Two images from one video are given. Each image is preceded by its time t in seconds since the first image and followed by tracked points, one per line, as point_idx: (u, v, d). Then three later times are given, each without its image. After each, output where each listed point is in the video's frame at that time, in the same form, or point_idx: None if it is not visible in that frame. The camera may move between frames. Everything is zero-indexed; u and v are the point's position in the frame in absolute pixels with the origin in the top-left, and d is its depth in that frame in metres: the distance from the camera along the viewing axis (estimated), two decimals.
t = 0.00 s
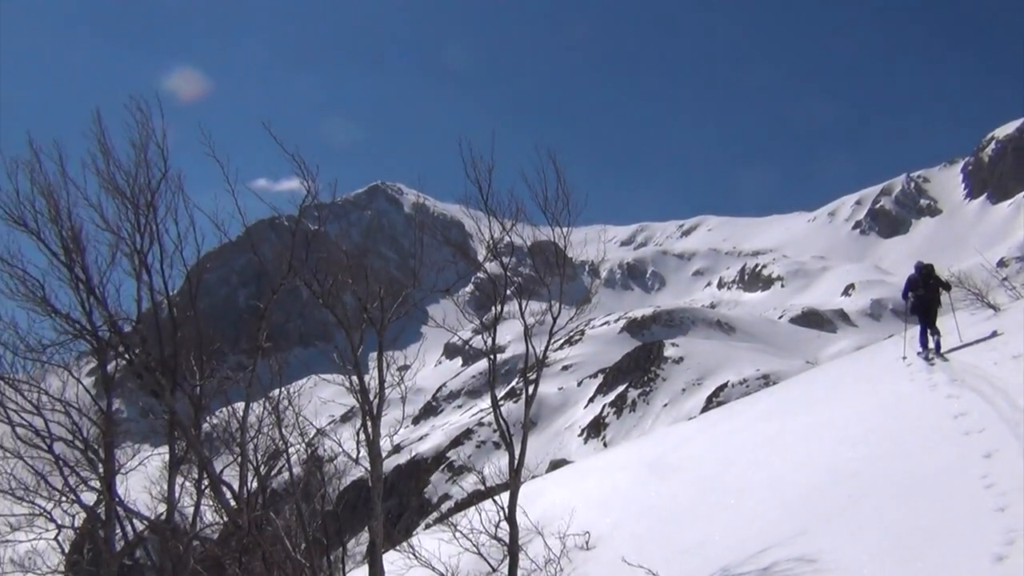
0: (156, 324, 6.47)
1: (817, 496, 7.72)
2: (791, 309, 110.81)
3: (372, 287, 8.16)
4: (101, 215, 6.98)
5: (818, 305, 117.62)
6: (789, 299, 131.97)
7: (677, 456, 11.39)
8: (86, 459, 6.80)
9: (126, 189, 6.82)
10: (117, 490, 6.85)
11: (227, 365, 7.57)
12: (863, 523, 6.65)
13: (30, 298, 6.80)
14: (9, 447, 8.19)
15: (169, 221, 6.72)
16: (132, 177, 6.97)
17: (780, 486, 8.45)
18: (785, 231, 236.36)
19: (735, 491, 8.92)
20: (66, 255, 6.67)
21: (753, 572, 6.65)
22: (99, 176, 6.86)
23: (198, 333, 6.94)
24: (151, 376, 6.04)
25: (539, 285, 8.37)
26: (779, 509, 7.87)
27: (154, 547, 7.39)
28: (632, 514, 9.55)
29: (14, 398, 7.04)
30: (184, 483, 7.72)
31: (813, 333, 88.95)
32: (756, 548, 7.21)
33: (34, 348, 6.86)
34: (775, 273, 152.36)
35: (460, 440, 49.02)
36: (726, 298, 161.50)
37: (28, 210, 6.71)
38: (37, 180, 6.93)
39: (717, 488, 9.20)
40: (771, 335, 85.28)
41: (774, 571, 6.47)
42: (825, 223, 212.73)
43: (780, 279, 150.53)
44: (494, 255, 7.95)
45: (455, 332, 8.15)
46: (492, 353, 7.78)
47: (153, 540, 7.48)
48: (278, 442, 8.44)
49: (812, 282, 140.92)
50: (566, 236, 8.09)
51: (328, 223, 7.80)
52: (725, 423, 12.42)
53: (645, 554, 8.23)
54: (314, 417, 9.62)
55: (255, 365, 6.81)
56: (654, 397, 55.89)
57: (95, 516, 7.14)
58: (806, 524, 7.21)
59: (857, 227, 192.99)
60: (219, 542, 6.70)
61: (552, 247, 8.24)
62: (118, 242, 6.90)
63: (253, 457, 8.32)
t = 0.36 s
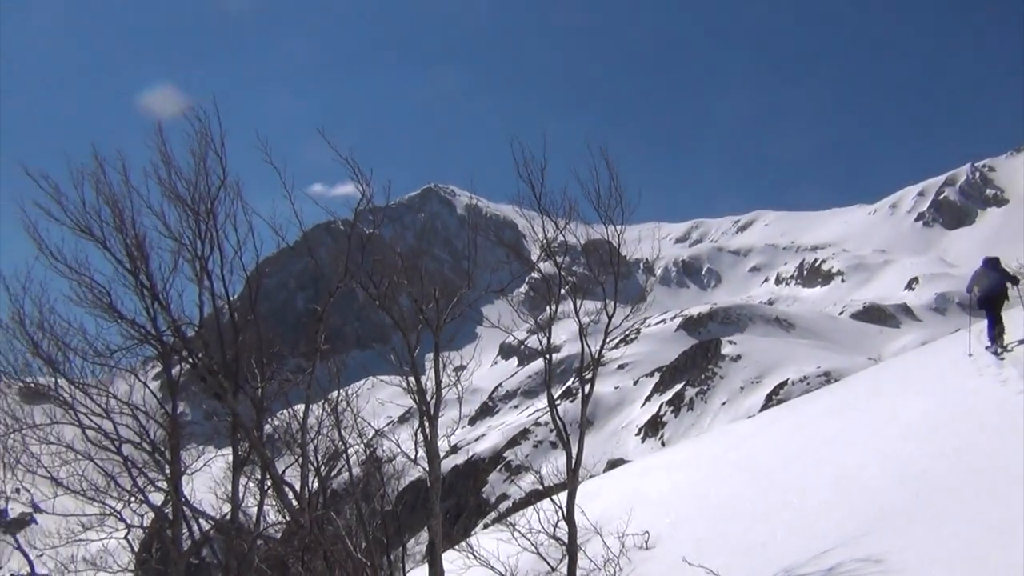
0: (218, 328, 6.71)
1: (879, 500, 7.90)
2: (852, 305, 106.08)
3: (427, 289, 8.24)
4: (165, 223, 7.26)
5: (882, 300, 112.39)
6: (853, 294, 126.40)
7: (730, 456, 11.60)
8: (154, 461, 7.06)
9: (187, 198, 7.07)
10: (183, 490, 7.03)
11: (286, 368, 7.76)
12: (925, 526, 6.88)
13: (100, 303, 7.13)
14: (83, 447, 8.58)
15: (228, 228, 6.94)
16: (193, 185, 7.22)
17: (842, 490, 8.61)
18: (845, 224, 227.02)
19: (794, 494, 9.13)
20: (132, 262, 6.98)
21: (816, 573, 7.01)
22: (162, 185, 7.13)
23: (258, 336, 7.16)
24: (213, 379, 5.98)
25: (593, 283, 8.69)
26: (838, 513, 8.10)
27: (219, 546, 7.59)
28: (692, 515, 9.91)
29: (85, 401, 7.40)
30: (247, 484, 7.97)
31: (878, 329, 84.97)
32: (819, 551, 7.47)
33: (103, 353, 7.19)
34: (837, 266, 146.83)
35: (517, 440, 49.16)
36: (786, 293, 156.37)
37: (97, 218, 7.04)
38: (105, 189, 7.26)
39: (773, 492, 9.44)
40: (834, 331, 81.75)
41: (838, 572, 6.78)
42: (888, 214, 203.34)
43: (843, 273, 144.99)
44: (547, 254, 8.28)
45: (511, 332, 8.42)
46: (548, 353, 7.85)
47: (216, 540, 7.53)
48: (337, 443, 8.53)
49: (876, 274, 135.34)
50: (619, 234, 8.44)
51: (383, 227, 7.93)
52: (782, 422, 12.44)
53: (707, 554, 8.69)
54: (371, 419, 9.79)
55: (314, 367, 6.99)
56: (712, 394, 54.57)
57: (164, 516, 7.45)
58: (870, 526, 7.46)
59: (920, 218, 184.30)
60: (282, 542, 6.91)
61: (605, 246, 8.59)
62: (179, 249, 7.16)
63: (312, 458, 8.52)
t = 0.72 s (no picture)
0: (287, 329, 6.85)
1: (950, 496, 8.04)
2: (930, 293, 102.25)
3: (489, 287, 8.40)
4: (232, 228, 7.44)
5: (957, 286, 108.22)
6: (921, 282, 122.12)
7: (799, 451, 12.07)
8: (228, 459, 7.33)
9: (254, 202, 7.22)
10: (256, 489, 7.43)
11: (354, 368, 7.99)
12: (998, 516, 7.20)
13: (173, 308, 7.38)
14: (158, 448, 8.95)
15: (295, 231, 7.08)
16: (258, 189, 7.37)
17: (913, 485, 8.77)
18: (908, 212, 219.53)
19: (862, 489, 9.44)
20: (202, 267, 7.18)
21: (896, 568, 7.40)
22: (229, 190, 7.30)
23: (325, 338, 7.36)
24: (286, 380, 6.49)
25: (655, 277, 9.55)
26: (910, 508, 8.33)
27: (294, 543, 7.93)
28: (755, 510, 10.91)
29: (162, 404, 7.73)
30: (318, 482, 8.28)
31: (956, 319, 81.92)
32: (899, 547, 7.75)
33: (179, 356, 7.47)
34: (906, 255, 142.37)
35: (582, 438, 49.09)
36: (853, 282, 152.42)
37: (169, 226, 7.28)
38: (175, 197, 7.48)
39: (848, 485, 9.71)
40: (911, 321, 79.31)
41: (920, 567, 7.16)
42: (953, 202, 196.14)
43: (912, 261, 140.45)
44: (608, 248, 9.12)
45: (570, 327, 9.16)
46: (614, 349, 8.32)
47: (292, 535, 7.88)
48: (405, 441, 8.74)
49: (950, 262, 130.51)
50: (682, 228, 9.16)
51: (444, 226, 7.99)
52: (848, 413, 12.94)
53: (779, 552, 9.29)
54: (438, 416, 9.98)
55: (381, 367, 7.30)
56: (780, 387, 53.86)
57: (239, 514, 7.77)
58: (942, 523, 7.67)
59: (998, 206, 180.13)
60: (353, 538, 7.18)
61: (669, 239, 9.24)
62: (247, 252, 7.34)
63: (379, 455, 8.76)
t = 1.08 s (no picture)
0: (368, 321, 6.97)
1: None
2: None
3: (564, 275, 8.70)
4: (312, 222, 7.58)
5: None
6: None
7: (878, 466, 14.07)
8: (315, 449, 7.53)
9: (333, 197, 7.32)
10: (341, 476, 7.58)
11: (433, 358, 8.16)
12: None
13: (258, 301, 7.59)
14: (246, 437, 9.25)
15: (375, 225, 7.17)
16: (337, 184, 7.47)
17: (997, 502, 10.57)
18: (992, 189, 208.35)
19: (946, 503, 11.31)
20: (284, 262, 7.33)
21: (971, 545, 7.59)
22: (309, 185, 7.40)
23: (404, 328, 7.43)
24: (368, 371, 6.64)
25: (733, 262, 10.79)
26: (986, 516, 10.27)
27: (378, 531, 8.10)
28: (838, 509, 13.11)
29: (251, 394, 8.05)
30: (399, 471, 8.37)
31: None
32: (994, 543, 7.39)
33: (266, 349, 7.72)
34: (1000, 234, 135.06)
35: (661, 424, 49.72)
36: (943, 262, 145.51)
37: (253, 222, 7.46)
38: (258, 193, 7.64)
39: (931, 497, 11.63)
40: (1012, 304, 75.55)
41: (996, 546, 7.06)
42: None
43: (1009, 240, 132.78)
44: (686, 233, 10.33)
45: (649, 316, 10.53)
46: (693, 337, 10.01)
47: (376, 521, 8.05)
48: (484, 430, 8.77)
49: None
50: (761, 212, 10.29)
51: (517, 217, 8.18)
52: (924, 431, 14.88)
53: (867, 541, 11.35)
54: (519, 405, 10.07)
55: (459, 356, 7.36)
56: (865, 372, 52.19)
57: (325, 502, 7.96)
58: (1014, 526, 9.44)
59: None
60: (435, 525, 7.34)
61: (748, 222, 10.42)
62: (328, 247, 7.46)
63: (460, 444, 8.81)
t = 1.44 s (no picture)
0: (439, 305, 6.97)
1: None
2: None
3: (636, 257, 8.70)
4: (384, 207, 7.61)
5: None
6: None
7: (951, 447, 14.46)
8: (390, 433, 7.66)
9: (404, 181, 7.32)
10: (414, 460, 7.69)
11: (504, 341, 8.25)
12: None
13: (333, 287, 7.68)
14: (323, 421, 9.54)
15: (446, 208, 7.14)
16: (407, 168, 7.47)
17: None
18: None
19: None
20: (357, 248, 7.39)
21: None
22: (380, 170, 7.41)
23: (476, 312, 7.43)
24: (440, 355, 6.58)
25: (808, 241, 11.04)
26: None
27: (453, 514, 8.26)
28: (920, 492, 13.47)
29: (328, 378, 8.29)
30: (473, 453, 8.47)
31: None
32: None
33: (342, 334, 7.87)
34: None
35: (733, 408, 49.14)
36: None
37: (325, 209, 7.53)
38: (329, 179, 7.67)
39: (1018, 476, 12.06)
40: None
41: None
42: None
43: None
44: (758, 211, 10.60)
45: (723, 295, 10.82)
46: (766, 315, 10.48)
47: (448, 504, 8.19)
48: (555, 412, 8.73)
49: None
50: (838, 188, 10.54)
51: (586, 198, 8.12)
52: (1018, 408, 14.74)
53: (951, 524, 11.81)
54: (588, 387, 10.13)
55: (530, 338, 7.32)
56: (949, 352, 50.81)
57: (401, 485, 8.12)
58: None
59: None
60: (511, 507, 7.27)
61: (824, 200, 10.71)
62: (400, 231, 7.46)
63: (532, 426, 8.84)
